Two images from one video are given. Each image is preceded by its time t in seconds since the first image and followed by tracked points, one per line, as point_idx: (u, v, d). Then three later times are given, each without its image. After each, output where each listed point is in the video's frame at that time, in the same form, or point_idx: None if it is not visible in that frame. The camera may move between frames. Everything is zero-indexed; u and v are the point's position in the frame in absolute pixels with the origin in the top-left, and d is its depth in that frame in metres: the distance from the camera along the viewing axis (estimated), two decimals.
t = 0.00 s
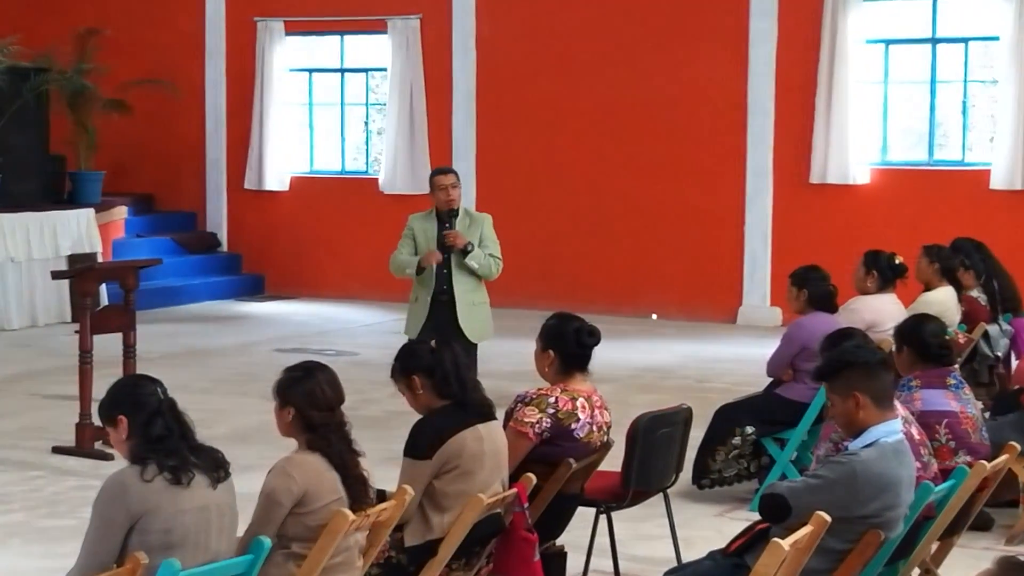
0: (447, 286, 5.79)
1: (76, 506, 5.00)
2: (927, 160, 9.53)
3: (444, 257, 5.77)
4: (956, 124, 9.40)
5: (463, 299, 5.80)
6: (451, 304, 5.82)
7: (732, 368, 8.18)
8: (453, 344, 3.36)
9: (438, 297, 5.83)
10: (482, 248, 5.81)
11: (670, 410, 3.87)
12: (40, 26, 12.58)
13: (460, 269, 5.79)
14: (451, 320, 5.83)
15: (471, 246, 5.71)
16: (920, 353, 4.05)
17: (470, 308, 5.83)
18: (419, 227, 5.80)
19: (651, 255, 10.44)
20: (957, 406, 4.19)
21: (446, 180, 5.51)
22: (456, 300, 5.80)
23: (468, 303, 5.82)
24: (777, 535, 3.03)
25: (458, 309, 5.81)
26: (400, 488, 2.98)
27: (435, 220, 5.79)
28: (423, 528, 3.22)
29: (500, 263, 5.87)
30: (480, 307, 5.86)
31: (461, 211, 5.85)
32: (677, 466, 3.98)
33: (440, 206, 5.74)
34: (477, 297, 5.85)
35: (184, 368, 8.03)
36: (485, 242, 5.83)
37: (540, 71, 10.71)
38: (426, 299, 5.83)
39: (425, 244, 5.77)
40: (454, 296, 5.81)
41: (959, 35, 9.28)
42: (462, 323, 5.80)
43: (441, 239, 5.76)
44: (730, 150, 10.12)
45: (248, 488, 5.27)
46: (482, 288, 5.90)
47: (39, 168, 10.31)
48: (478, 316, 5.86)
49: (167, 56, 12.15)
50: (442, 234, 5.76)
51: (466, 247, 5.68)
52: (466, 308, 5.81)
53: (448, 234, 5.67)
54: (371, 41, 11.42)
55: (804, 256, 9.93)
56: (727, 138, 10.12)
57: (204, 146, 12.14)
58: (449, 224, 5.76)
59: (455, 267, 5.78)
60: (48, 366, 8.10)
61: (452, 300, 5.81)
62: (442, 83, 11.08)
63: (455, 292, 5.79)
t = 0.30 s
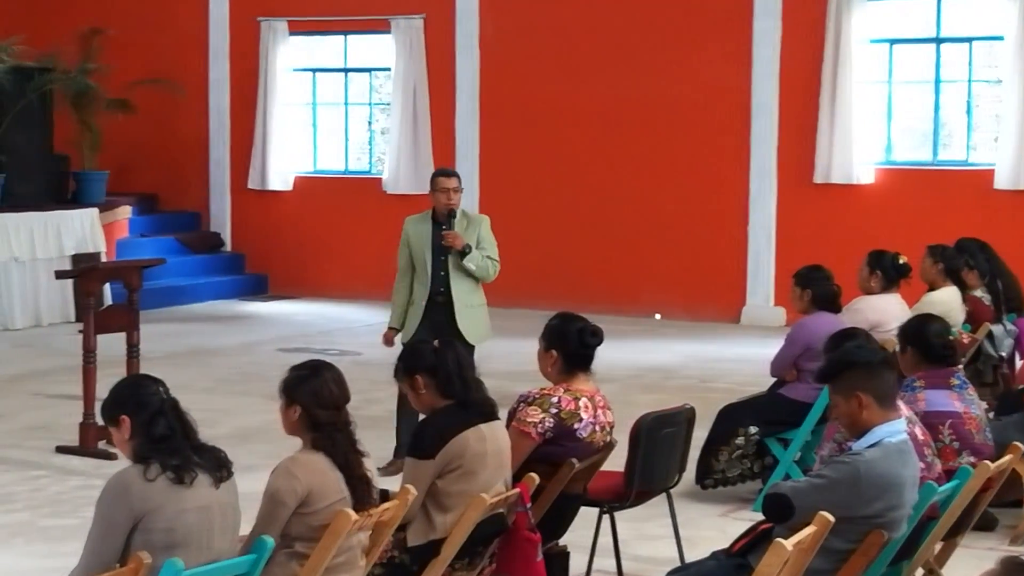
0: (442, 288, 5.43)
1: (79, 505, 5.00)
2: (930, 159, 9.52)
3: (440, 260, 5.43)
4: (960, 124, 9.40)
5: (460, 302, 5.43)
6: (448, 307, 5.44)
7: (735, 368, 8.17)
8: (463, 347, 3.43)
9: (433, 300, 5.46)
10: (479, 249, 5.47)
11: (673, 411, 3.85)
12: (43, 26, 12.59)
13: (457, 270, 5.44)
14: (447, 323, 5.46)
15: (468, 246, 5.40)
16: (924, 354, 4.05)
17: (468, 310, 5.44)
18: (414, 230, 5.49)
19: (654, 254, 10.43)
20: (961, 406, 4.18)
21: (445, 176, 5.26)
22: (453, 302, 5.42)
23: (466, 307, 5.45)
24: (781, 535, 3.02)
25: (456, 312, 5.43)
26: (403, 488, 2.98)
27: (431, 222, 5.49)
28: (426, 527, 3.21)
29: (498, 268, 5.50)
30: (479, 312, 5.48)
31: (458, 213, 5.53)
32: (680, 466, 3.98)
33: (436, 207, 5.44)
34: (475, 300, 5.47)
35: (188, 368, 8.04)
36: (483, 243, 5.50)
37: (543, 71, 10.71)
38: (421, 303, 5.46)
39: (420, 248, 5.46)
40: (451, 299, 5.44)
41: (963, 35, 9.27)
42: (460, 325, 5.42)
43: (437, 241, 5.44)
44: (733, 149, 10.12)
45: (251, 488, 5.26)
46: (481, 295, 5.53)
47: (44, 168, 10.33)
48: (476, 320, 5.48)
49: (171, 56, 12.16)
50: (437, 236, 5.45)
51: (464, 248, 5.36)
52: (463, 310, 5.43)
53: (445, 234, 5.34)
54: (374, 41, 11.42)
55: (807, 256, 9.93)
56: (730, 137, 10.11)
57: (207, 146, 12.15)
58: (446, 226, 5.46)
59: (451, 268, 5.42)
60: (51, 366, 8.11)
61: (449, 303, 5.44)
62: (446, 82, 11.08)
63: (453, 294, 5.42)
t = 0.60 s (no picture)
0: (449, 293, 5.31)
1: (105, 504, 5.02)
2: (958, 159, 9.47)
3: (447, 265, 5.31)
4: (988, 124, 9.34)
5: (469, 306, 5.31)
6: (456, 310, 5.33)
7: (760, 368, 8.15)
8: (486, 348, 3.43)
9: (441, 305, 5.33)
10: (486, 252, 5.32)
11: (698, 411, 3.85)
12: (70, 27, 12.66)
13: (464, 275, 5.31)
14: (457, 326, 5.35)
15: (474, 250, 5.25)
16: (951, 355, 4.03)
17: (478, 314, 5.33)
18: (419, 234, 5.36)
19: (679, 254, 10.41)
20: (989, 407, 4.15)
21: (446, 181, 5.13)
22: (461, 307, 5.31)
23: (475, 310, 5.32)
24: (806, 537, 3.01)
25: (465, 317, 5.31)
26: (427, 488, 2.98)
27: (436, 226, 5.35)
28: (451, 527, 3.21)
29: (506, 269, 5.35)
30: (488, 315, 5.35)
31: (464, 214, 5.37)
32: (705, 467, 3.96)
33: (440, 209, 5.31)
34: (484, 303, 5.36)
35: (212, 367, 8.07)
36: (489, 244, 5.35)
37: (568, 70, 10.70)
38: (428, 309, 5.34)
39: (425, 253, 5.33)
40: (459, 303, 5.32)
41: (991, 34, 9.22)
42: (470, 329, 5.30)
43: (443, 246, 5.31)
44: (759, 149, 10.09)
45: (276, 487, 5.28)
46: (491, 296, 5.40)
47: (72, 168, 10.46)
48: (486, 322, 5.36)
49: (196, 56, 12.20)
50: (442, 240, 5.32)
51: (470, 252, 5.22)
52: (472, 314, 5.30)
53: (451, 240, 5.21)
54: (399, 41, 11.43)
55: (833, 256, 9.89)
56: (756, 137, 10.08)
57: (233, 146, 12.19)
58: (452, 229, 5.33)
59: (458, 273, 5.29)
60: (77, 365, 8.15)
61: (458, 307, 5.32)
62: (470, 81, 11.08)
63: (460, 298, 5.30)
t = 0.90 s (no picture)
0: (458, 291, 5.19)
1: (139, 503, 5.05)
2: (994, 159, 9.40)
3: (456, 263, 5.20)
4: None
5: (480, 303, 5.17)
6: (469, 309, 5.19)
7: (794, 368, 8.12)
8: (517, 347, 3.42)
9: (452, 303, 5.20)
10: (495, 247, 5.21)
11: (731, 411, 3.83)
12: (106, 27, 12.74)
13: (474, 271, 5.19)
14: (471, 326, 5.19)
15: (483, 245, 5.15)
16: (988, 355, 3.99)
17: (490, 311, 5.18)
18: (425, 236, 5.25)
19: (713, 255, 10.37)
20: None
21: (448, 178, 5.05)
22: (472, 304, 5.16)
23: (487, 307, 5.18)
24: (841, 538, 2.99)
25: (477, 316, 5.17)
26: (459, 488, 2.99)
27: (441, 226, 5.24)
28: (483, 526, 3.22)
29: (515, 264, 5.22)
30: (501, 310, 5.22)
31: (469, 211, 5.27)
32: (738, 467, 3.95)
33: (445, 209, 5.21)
34: (496, 299, 5.21)
35: (246, 366, 8.11)
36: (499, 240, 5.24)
37: (602, 70, 10.69)
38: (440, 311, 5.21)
39: (433, 254, 5.23)
40: (471, 300, 5.18)
41: None
42: (483, 328, 5.14)
43: (451, 244, 5.20)
44: (794, 149, 10.04)
45: (309, 487, 5.29)
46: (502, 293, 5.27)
47: (106, 167, 10.52)
48: (500, 320, 5.21)
49: (231, 57, 12.26)
50: (450, 239, 5.21)
51: (478, 248, 5.11)
52: (485, 311, 5.16)
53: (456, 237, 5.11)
54: (433, 40, 11.44)
55: (868, 256, 9.84)
56: (791, 137, 10.03)
57: (267, 146, 12.23)
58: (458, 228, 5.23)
59: (468, 269, 5.18)
60: (112, 363, 8.20)
61: (470, 305, 5.18)
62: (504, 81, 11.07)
63: (472, 296, 5.17)
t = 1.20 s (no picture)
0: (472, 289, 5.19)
1: (167, 501, 5.07)
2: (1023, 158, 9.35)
3: (469, 262, 5.20)
4: None
5: (494, 301, 5.17)
6: (483, 308, 5.18)
7: (822, 368, 8.08)
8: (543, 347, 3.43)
9: (466, 303, 5.19)
10: (508, 246, 5.22)
11: (758, 411, 3.82)
12: (134, 27, 12.79)
13: (488, 271, 5.19)
14: (485, 325, 5.18)
15: (496, 245, 5.15)
16: (1017, 354, 3.92)
17: (505, 309, 5.18)
18: (438, 234, 5.26)
19: (740, 254, 10.34)
20: None
21: (463, 176, 5.06)
22: (486, 302, 5.16)
23: (502, 305, 5.18)
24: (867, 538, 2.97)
25: (491, 313, 5.17)
26: (485, 488, 3.00)
27: (454, 224, 5.25)
28: (509, 526, 3.21)
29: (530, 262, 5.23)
30: (515, 309, 5.21)
31: (482, 210, 5.28)
32: (765, 468, 3.93)
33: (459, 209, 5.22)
34: (510, 298, 5.21)
35: (273, 365, 8.13)
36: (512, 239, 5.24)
37: (629, 69, 10.67)
38: (455, 311, 5.20)
39: (447, 252, 5.24)
40: (485, 299, 5.18)
41: None
42: (497, 326, 5.14)
43: (464, 242, 5.21)
44: (822, 148, 10.00)
45: (335, 485, 5.31)
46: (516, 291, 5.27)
47: (134, 166, 10.54)
48: (514, 318, 5.21)
49: (258, 57, 12.30)
50: (463, 237, 5.22)
51: (492, 247, 5.12)
52: (500, 309, 5.16)
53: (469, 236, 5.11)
54: (459, 40, 11.44)
55: (896, 256, 9.80)
56: (819, 136, 9.99)
57: (294, 145, 12.26)
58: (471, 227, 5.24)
59: (482, 269, 5.18)
60: (140, 362, 8.24)
61: (484, 303, 5.18)
62: (531, 80, 11.06)
63: (486, 294, 5.16)
